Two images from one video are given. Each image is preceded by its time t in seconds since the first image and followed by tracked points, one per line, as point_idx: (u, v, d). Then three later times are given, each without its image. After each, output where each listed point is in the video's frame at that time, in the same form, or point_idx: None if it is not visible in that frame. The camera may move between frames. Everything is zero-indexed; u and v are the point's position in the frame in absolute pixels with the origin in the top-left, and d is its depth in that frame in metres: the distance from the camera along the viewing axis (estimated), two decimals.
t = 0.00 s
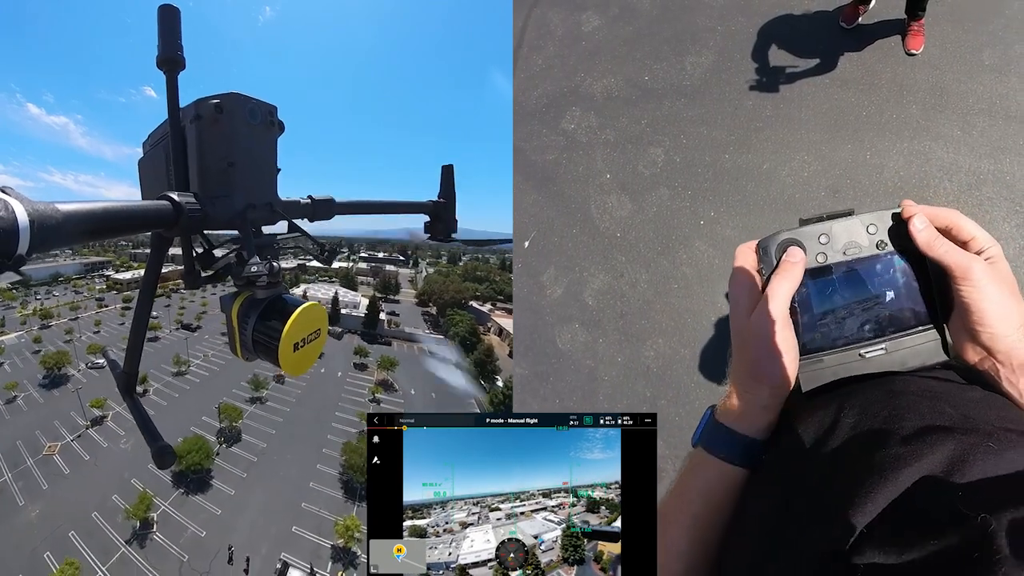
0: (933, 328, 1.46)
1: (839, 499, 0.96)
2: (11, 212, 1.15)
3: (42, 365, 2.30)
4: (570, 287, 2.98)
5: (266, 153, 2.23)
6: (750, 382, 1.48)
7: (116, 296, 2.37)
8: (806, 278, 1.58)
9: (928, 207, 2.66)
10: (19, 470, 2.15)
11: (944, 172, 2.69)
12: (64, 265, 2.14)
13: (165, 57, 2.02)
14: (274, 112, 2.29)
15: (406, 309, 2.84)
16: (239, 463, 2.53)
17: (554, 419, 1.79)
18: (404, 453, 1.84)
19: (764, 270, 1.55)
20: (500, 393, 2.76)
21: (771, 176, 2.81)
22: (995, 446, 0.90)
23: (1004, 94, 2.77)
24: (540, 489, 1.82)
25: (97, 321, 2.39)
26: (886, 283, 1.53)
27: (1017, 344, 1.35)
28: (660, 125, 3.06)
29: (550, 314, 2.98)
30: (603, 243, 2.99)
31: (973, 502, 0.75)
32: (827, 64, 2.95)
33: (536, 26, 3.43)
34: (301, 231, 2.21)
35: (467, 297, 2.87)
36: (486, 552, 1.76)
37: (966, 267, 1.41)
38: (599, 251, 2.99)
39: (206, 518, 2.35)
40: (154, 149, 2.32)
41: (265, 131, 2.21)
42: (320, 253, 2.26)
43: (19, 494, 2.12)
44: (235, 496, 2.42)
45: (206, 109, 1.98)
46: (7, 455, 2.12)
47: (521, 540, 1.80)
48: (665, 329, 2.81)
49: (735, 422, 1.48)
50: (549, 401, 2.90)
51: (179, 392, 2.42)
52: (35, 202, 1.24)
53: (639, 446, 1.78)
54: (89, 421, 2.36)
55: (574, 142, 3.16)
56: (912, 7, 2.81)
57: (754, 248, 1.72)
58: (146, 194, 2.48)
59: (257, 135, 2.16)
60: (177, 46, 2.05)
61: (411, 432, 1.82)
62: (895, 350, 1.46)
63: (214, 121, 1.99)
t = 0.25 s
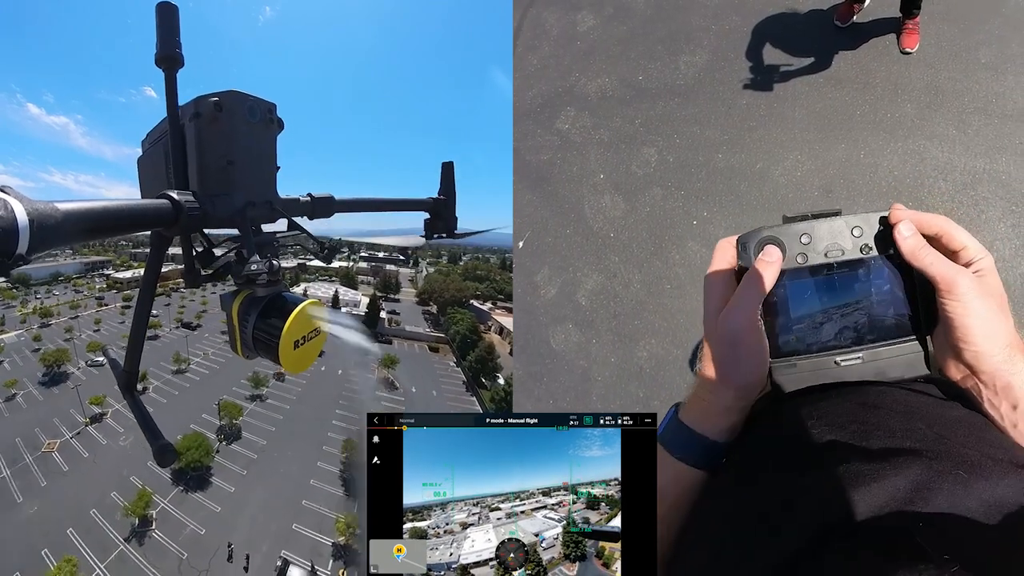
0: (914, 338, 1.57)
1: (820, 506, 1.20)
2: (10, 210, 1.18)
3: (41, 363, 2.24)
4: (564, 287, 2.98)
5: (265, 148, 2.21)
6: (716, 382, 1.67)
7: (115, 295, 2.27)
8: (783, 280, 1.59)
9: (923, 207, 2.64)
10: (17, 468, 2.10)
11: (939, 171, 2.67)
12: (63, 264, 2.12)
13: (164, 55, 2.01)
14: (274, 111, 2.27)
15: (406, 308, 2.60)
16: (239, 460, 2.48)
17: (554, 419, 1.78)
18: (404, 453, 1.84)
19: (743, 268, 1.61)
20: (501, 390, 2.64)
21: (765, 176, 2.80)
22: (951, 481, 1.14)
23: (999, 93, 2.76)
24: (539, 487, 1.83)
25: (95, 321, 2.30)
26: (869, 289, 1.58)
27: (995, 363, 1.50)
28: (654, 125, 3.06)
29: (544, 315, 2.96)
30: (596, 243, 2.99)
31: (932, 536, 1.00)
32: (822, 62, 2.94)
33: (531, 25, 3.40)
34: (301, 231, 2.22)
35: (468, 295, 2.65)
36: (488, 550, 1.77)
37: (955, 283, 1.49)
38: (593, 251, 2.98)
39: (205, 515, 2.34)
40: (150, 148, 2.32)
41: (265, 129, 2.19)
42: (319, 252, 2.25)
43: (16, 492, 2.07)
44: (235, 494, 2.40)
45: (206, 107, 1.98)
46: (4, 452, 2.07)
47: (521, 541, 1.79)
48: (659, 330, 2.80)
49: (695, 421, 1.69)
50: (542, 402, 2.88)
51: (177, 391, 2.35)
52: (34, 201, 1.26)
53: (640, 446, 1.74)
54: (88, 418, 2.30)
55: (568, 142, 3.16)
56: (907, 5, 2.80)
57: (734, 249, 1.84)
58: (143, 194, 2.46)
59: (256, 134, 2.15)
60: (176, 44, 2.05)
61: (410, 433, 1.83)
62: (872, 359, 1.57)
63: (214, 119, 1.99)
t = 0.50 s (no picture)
0: (910, 346, 1.55)
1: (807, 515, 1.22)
2: (8, 204, 1.22)
3: (41, 359, 2.26)
4: (562, 288, 2.97)
5: (269, 156, 2.20)
6: (706, 382, 1.82)
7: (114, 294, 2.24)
8: (778, 280, 1.60)
9: (921, 207, 2.63)
10: (15, 464, 2.09)
11: (937, 171, 2.66)
12: (64, 263, 2.19)
13: (170, 58, 2.02)
14: (278, 116, 2.26)
15: (406, 306, 2.56)
16: (239, 458, 2.42)
17: (555, 419, 1.76)
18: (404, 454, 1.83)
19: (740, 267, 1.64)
20: (502, 386, 2.61)
21: (762, 176, 2.79)
22: (940, 497, 1.15)
23: (998, 93, 2.75)
24: (539, 486, 1.81)
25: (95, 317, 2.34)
26: (866, 293, 1.56)
27: (990, 374, 1.52)
28: (651, 125, 3.05)
29: (542, 315, 2.95)
30: (594, 243, 2.98)
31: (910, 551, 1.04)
32: (819, 62, 2.93)
33: (530, 24, 3.39)
34: (300, 236, 2.23)
35: (469, 292, 2.63)
36: (488, 549, 1.74)
37: (952, 291, 1.52)
38: (590, 251, 2.98)
39: (204, 513, 2.30)
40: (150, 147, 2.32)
41: (268, 134, 2.18)
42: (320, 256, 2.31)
43: (14, 487, 2.07)
44: (234, 491, 2.34)
45: (209, 111, 1.99)
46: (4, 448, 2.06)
47: (520, 540, 1.76)
48: (656, 330, 2.80)
49: (681, 419, 1.83)
50: (539, 402, 2.86)
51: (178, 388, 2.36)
52: (34, 196, 1.30)
53: (640, 446, 1.72)
54: (87, 415, 2.29)
55: (566, 142, 3.15)
56: (905, 5, 2.79)
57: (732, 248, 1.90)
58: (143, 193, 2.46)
59: (260, 139, 2.14)
60: (182, 47, 2.05)
61: (410, 433, 1.81)
62: (866, 364, 1.55)
63: (217, 122, 2.00)
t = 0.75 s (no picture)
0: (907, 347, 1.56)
1: (800, 518, 1.23)
2: (11, 209, 1.23)
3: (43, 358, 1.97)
4: (562, 288, 2.97)
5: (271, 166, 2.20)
6: (703, 383, 1.81)
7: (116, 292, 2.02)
8: (775, 280, 1.60)
9: (921, 207, 2.63)
10: (15, 460, 2.06)
11: (937, 171, 2.66)
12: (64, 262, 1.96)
13: (175, 67, 2.02)
14: (280, 125, 2.26)
15: (407, 306, 2.59)
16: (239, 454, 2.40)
17: (555, 420, 1.75)
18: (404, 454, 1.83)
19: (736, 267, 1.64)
20: (503, 383, 2.65)
21: (762, 176, 2.79)
22: (935, 498, 1.15)
23: (998, 93, 2.74)
24: (539, 486, 1.79)
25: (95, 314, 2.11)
26: (864, 294, 1.56)
27: (987, 376, 1.50)
28: (651, 126, 3.05)
29: (541, 315, 2.95)
30: (593, 244, 2.98)
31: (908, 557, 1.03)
32: (819, 62, 2.93)
33: (530, 24, 3.39)
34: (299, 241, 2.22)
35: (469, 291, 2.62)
36: (486, 545, 1.76)
37: (949, 290, 1.51)
38: (590, 252, 2.98)
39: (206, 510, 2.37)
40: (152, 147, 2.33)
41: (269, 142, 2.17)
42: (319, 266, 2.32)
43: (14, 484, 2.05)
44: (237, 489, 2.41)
45: (212, 118, 1.99)
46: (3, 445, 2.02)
47: (520, 540, 1.76)
48: (656, 331, 2.80)
49: (676, 420, 1.83)
50: (539, 403, 2.86)
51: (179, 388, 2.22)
52: (36, 200, 1.30)
53: (640, 446, 1.72)
54: (87, 412, 2.16)
55: (566, 143, 3.15)
56: (905, 5, 2.79)
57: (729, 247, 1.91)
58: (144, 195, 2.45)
59: (262, 148, 2.14)
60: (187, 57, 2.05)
61: (411, 433, 1.81)
62: (865, 365, 1.56)
63: (219, 130, 2.00)
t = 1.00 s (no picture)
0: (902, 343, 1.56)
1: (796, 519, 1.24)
2: (13, 219, 1.25)
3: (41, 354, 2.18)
4: (561, 288, 2.97)
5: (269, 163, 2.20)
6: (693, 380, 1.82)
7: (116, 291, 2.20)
8: (769, 274, 1.58)
9: (920, 208, 2.63)
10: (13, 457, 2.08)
11: (937, 172, 2.65)
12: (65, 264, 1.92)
13: (166, 71, 2.01)
14: (276, 124, 2.26)
15: (408, 304, 2.65)
16: (239, 450, 2.42)
17: (555, 420, 1.73)
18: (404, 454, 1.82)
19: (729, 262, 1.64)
20: (505, 380, 2.64)
21: (761, 177, 2.79)
22: (932, 497, 1.16)
23: (997, 93, 2.74)
24: (539, 489, 1.78)
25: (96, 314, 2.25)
26: (860, 290, 1.55)
27: (984, 375, 1.49)
28: (650, 127, 3.05)
29: (541, 316, 2.95)
30: (592, 244, 2.98)
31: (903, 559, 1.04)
32: (819, 62, 2.93)
33: (529, 24, 3.38)
34: (301, 239, 2.22)
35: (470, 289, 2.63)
36: (485, 546, 1.75)
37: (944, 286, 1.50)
38: (589, 252, 2.97)
39: (202, 506, 2.28)
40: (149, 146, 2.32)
41: (266, 140, 2.17)
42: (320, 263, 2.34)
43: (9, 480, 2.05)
44: (234, 485, 2.34)
45: (207, 119, 1.98)
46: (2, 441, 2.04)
47: (520, 541, 1.75)
48: (655, 331, 2.80)
49: (667, 415, 1.82)
50: (538, 403, 2.86)
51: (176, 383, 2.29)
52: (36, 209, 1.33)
53: (640, 447, 1.70)
54: (85, 408, 2.25)
55: (565, 143, 3.15)
56: (904, 5, 2.79)
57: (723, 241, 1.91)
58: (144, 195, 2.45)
59: (260, 147, 2.14)
60: (178, 59, 2.04)
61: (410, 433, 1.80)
62: (859, 361, 1.56)
63: (215, 131, 1.99)
